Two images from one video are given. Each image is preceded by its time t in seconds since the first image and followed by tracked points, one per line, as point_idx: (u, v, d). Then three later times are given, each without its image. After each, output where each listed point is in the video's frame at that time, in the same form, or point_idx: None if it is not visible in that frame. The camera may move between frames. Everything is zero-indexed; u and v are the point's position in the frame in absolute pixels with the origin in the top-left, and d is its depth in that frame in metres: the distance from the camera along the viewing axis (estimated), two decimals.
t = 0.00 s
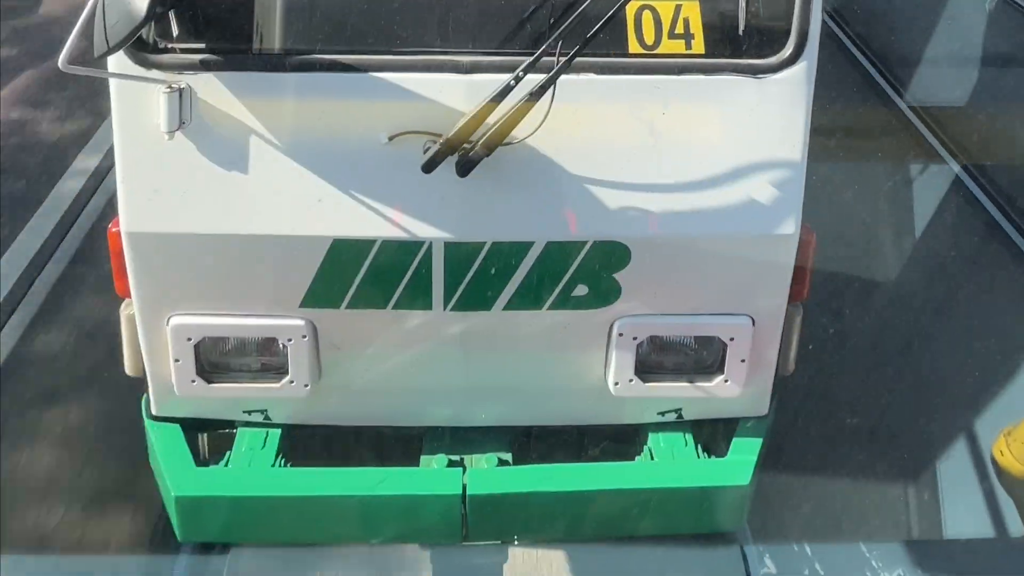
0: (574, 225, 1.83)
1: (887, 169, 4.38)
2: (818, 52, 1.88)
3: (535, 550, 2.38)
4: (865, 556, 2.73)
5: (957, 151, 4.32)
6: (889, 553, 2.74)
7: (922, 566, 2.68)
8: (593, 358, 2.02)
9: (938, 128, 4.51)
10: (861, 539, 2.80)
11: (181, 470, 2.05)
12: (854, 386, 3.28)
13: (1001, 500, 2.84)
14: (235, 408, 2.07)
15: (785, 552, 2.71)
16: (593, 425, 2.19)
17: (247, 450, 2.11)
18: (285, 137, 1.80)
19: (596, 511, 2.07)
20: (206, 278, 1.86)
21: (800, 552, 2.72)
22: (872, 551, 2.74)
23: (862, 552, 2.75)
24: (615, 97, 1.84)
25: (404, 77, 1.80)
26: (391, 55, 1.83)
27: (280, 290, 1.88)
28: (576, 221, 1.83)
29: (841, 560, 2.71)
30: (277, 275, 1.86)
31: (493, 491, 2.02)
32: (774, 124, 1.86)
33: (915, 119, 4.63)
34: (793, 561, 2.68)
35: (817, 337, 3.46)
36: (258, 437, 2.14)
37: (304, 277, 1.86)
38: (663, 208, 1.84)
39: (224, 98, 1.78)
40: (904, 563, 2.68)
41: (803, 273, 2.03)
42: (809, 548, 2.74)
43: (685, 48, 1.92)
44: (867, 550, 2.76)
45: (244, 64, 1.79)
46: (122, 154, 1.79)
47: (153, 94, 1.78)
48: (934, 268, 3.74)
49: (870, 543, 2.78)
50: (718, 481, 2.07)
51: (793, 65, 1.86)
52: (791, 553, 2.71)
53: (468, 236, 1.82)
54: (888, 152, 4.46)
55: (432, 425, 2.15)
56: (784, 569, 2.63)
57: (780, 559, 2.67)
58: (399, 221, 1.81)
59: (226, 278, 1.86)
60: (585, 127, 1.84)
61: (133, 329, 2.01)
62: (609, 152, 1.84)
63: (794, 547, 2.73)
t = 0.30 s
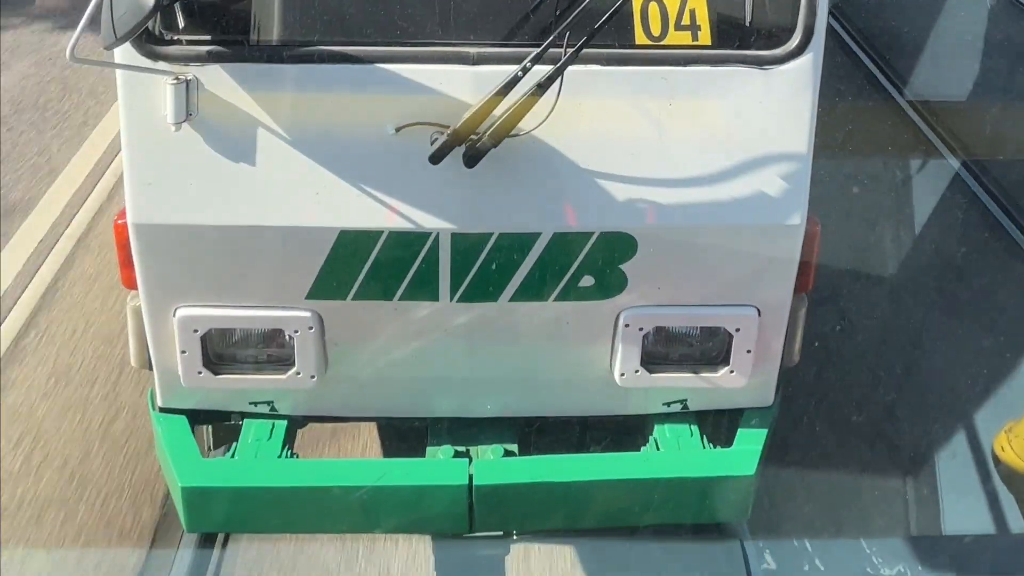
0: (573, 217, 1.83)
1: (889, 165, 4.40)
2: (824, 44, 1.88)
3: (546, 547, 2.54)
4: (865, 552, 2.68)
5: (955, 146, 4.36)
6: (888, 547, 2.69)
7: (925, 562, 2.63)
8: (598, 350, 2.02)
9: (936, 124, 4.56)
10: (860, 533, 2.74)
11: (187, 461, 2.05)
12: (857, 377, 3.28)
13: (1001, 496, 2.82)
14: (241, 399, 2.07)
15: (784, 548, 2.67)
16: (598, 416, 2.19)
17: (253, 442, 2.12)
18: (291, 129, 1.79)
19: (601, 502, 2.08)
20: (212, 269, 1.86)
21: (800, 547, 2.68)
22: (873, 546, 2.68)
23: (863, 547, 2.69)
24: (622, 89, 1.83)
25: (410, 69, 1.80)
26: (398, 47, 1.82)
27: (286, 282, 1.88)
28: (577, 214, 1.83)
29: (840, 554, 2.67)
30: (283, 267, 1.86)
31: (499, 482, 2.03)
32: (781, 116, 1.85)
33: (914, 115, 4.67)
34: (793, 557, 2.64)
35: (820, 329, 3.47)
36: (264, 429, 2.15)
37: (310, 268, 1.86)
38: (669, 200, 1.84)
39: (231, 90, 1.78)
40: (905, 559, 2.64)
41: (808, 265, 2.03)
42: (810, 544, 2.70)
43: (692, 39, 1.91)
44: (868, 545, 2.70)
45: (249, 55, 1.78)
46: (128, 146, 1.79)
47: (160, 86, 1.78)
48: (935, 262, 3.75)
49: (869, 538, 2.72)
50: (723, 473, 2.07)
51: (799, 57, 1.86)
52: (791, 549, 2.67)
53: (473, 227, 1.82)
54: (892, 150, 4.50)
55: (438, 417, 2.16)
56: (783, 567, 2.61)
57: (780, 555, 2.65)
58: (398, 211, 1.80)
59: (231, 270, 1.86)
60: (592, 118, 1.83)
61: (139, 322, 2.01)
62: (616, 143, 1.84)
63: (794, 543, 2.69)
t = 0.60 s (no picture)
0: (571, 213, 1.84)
1: (887, 160, 4.41)
2: (821, 43, 1.89)
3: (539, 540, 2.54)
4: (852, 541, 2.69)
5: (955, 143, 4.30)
6: (875, 537, 2.71)
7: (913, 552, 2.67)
8: (596, 344, 2.04)
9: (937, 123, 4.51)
10: (851, 522, 2.76)
11: (188, 452, 2.07)
12: (854, 370, 3.29)
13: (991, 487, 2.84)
14: (242, 392, 2.09)
15: (774, 537, 2.67)
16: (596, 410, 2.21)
17: (253, 434, 2.13)
18: (292, 124, 1.81)
19: (599, 494, 2.09)
20: (213, 263, 1.88)
21: (789, 536, 2.68)
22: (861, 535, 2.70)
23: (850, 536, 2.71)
24: (621, 86, 1.85)
25: (409, 65, 1.81)
26: (398, 44, 1.84)
27: (287, 277, 1.89)
28: (576, 210, 1.84)
29: (829, 542, 2.69)
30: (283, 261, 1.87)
31: (498, 474, 2.05)
32: (779, 113, 1.86)
33: (914, 115, 4.64)
34: (782, 545, 2.64)
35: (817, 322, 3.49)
36: (265, 422, 2.16)
37: (309, 263, 1.87)
38: (667, 196, 1.86)
39: (232, 85, 1.79)
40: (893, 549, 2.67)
41: (805, 262, 2.04)
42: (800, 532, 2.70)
43: (690, 37, 1.92)
44: (855, 535, 2.72)
45: (250, 52, 1.80)
46: (129, 140, 1.80)
47: (161, 81, 1.79)
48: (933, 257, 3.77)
49: (858, 527, 2.74)
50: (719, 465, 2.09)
51: (797, 55, 1.87)
52: (780, 538, 2.68)
53: (471, 223, 1.83)
54: (890, 146, 4.51)
55: (436, 410, 2.17)
56: (772, 556, 2.61)
57: (769, 543, 2.65)
58: (397, 205, 1.82)
59: (231, 264, 1.88)
60: (590, 114, 1.84)
61: (140, 315, 2.03)
62: (615, 139, 1.85)
63: (783, 532, 2.70)
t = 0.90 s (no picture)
0: (570, 209, 1.85)
1: (885, 152, 4.41)
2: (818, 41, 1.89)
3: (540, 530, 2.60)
4: (849, 529, 2.73)
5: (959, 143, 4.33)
6: (872, 524, 2.75)
7: (908, 539, 2.72)
8: (592, 339, 2.05)
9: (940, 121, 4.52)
10: (848, 514, 2.78)
11: (187, 445, 2.08)
12: (851, 362, 3.29)
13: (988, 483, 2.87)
14: (241, 385, 2.10)
15: (771, 525, 2.71)
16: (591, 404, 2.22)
17: (252, 428, 2.15)
18: (291, 121, 1.81)
19: (597, 488, 2.11)
20: (213, 259, 1.89)
21: (786, 523, 2.72)
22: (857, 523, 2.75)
23: (846, 523, 2.75)
24: (618, 84, 1.85)
25: (408, 64, 1.81)
26: (396, 39, 1.83)
27: (286, 271, 1.90)
28: (573, 206, 1.85)
29: (826, 529, 2.72)
30: (282, 255, 1.88)
31: (495, 467, 2.06)
32: (775, 111, 1.87)
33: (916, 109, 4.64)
34: (778, 531, 2.69)
35: (815, 314, 3.48)
36: (263, 414, 2.17)
37: (308, 257, 1.88)
38: (663, 192, 1.86)
39: (230, 82, 1.80)
40: (888, 535, 2.72)
41: (801, 260, 2.06)
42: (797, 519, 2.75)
43: (687, 35, 1.93)
44: (852, 521, 2.76)
45: (250, 49, 1.80)
46: (128, 137, 1.81)
47: (160, 79, 1.79)
48: (929, 252, 3.79)
49: (854, 514, 2.78)
50: (715, 459, 2.11)
51: (793, 54, 1.88)
52: (776, 524, 2.71)
53: (469, 219, 1.84)
54: (888, 137, 4.50)
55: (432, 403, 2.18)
56: (768, 540, 2.67)
57: (766, 530, 2.69)
58: (397, 201, 1.83)
59: (230, 259, 1.89)
60: (587, 113, 1.85)
61: (139, 308, 2.04)
62: (611, 137, 1.85)
63: (781, 519, 2.74)
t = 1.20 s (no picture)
0: (568, 199, 1.86)
1: (885, 144, 4.42)
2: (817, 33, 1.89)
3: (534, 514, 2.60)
4: (843, 522, 2.74)
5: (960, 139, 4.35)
6: (866, 517, 2.76)
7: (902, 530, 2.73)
8: (590, 329, 2.05)
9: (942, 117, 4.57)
10: (844, 503, 2.79)
11: (187, 433, 2.09)
12: (850, 352, 3.30)
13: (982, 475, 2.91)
14: (240, 374, 2.11)
15: (765, 520, 2.72)
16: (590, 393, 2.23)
17: (252, 416, 2.16)
18: (289, 112, 1.82)
19: (595, 476, 2.12)
20: (213, 249, 1.90)
21: (780, 518, 2.73)
22: (851, 515, 2.75)
23: (841, 517, 2.74)
24: (617, 75, 1.85)
25: (406, 55, 1.81)
26: (394, 30, 1.83)
27: (286, 261, 1.91)
28: (571, 197, 1.86)
29: (819, 524, 2.72)
30: (281, 245, 1.89)
31: (494, 454, 2.08)
32: (774, 102, 1.87)
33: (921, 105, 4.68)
34: (771, 526, 2.70)
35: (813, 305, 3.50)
36: (263, 403, 2.18)
37: (307, 247, 1.89)
38: (661, 183, 1.87)
39: (229, 74, 1.81)
40: (882, 527, 2.73)
41: (799, 252, 2.06)
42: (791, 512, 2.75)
43: (684, 27, 1.90)
44: (846, 515, 2.75)
45: (248, 41, 1.80)
46: (127, 127, 1.81)
47: (158, 69, 1.80)
48: (927, 243, 3.80)
49: (849, 507, 2.78)
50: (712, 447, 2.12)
51: (792, 44, 1.88)
52: (769, 519, 2.72)
53: (468, 209, 1.85)
54: (888, 131, 4.52)
55: (431, 392, 2.19)
56: (762, 535, 2.67)
57: (760, 525, 2.70)
58: (394, 192, 1.83)
59: (230, 249, 1.90)
60: (585, 103, 1.85)
61: (139, 297, 2.05)
62: (609, 127, 1.85)
63: (774, 513, 2.74)
